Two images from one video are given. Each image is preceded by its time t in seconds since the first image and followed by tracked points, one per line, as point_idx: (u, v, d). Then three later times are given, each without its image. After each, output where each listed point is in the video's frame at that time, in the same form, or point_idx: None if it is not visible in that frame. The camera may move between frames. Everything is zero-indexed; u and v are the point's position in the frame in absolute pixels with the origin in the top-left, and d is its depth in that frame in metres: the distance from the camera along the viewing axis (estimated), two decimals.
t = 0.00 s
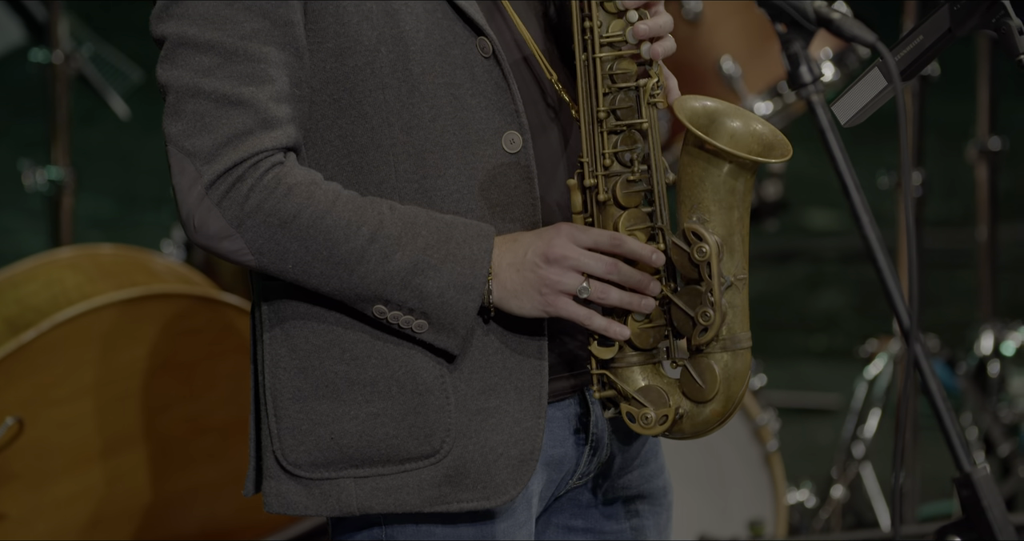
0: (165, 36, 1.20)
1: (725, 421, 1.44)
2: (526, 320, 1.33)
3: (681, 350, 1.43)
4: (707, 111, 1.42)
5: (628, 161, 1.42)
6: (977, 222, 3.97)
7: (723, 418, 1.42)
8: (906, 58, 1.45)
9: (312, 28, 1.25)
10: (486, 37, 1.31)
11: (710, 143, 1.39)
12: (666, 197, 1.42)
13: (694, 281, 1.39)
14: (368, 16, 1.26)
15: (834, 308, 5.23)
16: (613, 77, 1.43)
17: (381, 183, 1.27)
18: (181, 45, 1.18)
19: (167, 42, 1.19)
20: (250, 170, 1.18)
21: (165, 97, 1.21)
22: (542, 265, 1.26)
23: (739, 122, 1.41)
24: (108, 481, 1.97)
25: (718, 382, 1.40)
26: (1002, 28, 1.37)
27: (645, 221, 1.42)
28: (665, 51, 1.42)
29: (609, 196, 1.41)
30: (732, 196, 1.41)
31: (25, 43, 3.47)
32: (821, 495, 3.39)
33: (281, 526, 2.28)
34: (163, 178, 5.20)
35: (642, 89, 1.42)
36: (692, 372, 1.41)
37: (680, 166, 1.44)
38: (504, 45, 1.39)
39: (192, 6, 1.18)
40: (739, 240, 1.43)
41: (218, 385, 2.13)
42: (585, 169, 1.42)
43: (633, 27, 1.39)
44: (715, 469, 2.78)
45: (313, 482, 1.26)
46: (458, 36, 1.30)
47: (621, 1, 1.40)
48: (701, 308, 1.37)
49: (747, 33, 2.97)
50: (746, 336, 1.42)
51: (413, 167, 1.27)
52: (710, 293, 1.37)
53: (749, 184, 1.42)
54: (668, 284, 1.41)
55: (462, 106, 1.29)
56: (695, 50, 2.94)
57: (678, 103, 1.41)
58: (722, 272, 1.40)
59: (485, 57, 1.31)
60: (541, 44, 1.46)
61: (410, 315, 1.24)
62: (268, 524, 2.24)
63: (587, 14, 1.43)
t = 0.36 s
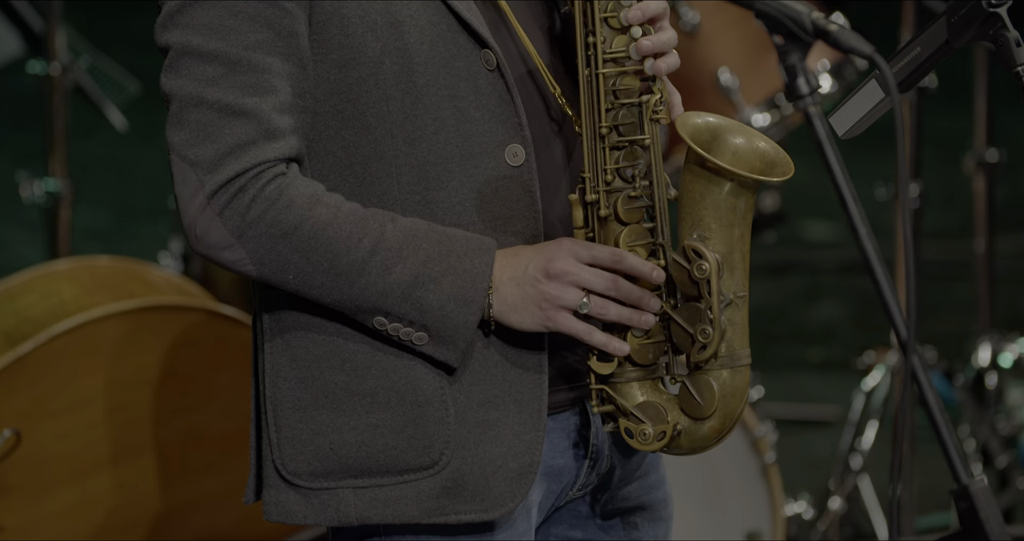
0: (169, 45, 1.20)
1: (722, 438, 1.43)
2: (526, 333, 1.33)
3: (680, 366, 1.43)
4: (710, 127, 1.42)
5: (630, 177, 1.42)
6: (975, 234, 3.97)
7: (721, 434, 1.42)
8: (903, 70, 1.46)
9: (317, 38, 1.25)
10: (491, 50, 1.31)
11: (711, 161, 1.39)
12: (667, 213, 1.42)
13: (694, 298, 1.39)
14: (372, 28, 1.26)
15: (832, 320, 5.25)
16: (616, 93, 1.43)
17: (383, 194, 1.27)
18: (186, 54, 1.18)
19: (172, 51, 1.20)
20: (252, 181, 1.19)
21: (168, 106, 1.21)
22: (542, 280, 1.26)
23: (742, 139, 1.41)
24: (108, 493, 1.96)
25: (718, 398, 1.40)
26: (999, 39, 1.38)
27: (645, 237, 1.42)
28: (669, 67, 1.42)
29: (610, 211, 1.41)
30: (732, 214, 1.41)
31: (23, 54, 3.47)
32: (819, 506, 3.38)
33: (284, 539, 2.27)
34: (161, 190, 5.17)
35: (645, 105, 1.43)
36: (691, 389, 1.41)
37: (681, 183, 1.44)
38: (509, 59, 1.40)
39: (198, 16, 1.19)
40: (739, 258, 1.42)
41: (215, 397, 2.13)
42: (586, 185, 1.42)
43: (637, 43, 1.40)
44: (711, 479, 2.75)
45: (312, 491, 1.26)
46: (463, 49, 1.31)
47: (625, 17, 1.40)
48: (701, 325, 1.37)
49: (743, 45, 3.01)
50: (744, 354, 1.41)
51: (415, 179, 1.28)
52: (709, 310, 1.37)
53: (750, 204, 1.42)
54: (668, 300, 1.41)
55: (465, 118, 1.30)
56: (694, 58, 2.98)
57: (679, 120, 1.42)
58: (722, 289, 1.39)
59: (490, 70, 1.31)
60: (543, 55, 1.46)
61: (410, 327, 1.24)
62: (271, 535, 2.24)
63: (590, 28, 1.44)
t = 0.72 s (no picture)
0: (171, 56, 1.20)
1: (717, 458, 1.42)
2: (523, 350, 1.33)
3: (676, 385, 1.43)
4: (709, 146, 1.44)
5: (628, 196, 1.42)
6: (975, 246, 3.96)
7: (716, 455, 1.41)
8: (901, 81, 1.46)
9: (319, 51, 1.25)
10: (494, 64, 1.31)
11: (710, 183, 1.39)
12: (665, 232, 1.43)
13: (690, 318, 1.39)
14: (375, 42, 1.26)
15: (829, 331, 5.16)
16: (616, 112, 1.43)
17: (384, 208, 1.28)
18: (188, 66, 1.18)
19: (174, 62, 1.20)
20: (252, 194, 1.19)
21: (169, 117, 1.21)
22: (541, 297, 1.26)
23: (742, 158, 1.42)
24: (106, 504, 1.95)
25: (713, 418, 1.39)
26: (997, 51, 1.39)
27: (643, 255, 1.42)
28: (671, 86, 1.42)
29: (609, 230, 1.42)
30: (730, 235, 1.41)
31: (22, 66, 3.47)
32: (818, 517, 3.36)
33: None
34: (161, 203, 5.15)
35: (645, 124, 1.43)
36: (686, 409, 1.40)
37: (680, 203, 1.44)
38: (512, 74, 1.40)
39: (201, 27, 1.19)
40: (737, 278, 1.42)
41: (217, 408, 2.09)
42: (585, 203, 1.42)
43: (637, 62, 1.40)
44: (709, 490, 2.74)
45: (311, 503, 1.26)
46: (465, 63, 1.30)
47: (625, 35, 1.41)
48: (697, 345, 1.37)
49: (743, 55, 3.03)
50: (740, 375, 1.41)
51: (416, 193, 1.28)
52: (705, 331, 1.37)
53: (747, 227, 1.43)
54: (664, 320, 1.41)
55: (466, 133, 1.30)
56: (695, 70, 3.00)
57: (679, 138, 1.43)
58: (718, 310, 1.39)
59: (492, 84, 1.31)
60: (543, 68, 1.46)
61: (408, 341, 1.24)
62: None
63: (592, 47, 1.44)
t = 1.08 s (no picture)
0: (170, 68, 1.21)
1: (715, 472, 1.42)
2: (520, 363, 1.33)
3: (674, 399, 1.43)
4: (708, 160, 1.44)
5: (627, 209, 1.42)
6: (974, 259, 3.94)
7: (712, 469, 1.41)
8: (900, 94, 1.47)
9: (317, 64, 1.26)
10: (491, 79, 1.32)
11: (708, 197, 1.40)
12: (663, 246, 1.43)
13: (688, 332, 1.40)
14: (373, 55, 1.26)
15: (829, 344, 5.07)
16: (614, 125, 1.43)
17: (381, 221, 1.28)
18: (186, 78, 1.19)
19: (172, 74, 1.20)
20: (250, 207, 1.19)
21: (168, 129, 1.22)
22: (539, 311, 1.26)
23: (740, 173, 1.42)
24: (104, 516, 1.95)
25: (711, 433, 1.38)
26: (997, 64, 1.40)
27: (641, 269, 1.42)
28: (669, 100, 1.43)
29: (607, 243, 1.41)
30: (728, 249, 1.42)
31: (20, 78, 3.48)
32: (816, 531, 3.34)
33: None
34: (159, 216, 5.12)
35: (643, 138, 1.43)
36: (684, 423, 1.40)
37: (678, 217, 1.45)
38: (510, 88, 1.41)
39: (199, 40, 1.19)
40: (735, 293, 1.42)
41: (215, 421, 2.10)
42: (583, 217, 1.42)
43: (637, 76, 1.41)
44: (708, 503, 2.73)
45: (306, 517, 1.25)
46: (463, 77, 1.31)
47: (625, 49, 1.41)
48: (694, 360, 1.37)
49: (742, 67, 3.04)
50: (738, 389, 1.41)
51: (413, 207, 1.28)
52: (703, 345, 1.37)
53: (746, 241, 1.43)
54: (662, 334, 1.41)
55: (463, 147, 1.31)
56: (693, 83, 3.02)
57: (678, 152, 1.44)
58: (716, 324, 1.39)
59: (489, 98, 1.32)
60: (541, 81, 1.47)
61: (406, 355, 1.24)
62: None
63: (590, 61, 1.44)
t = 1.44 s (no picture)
0: (164, 83, 1.21)
1: (704, 492, 1.43)
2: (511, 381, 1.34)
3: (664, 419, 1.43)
4: (701, 180, 1.45)
5: (620, 229, 1.42)
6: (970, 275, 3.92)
7: (702, 489, 1.41)
8: (896, 110, 1.47)
9: (312, 81, 1.26)
10: (484, 96, 1.32)
11: (702, 217, 1.40)
12: (656, 266, 1.43)
13: (680, 353, 1.40)
14: (367, 71, 1.27)
15: (823, 362, 4.93)
16: (608, 145, 1.43)
17: (373, 238, 1.29)
18: (180, 94, 1.19)
19: (166, 89, 1.21)
20: (243, 224, 1.19)
21: (161, 145, 1.22)
22: (531, 329, 1.27)
23: (734, 195, 1.43)
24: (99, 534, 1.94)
25: (702, 453, 1.39)
26: (992, 79, 1.40)
27: (633, 289, 1.42)
28: (662, 119, 1.44)
29: (600, 263, 1.41)
30: (720, 269, 1.42)
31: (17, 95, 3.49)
32: None
33: None
34: (154, 233, 5.08)
35: (637, 158, 1.43)
36: (674, 443, 1.40)
37: (670, 237, 1.45)
38: (503, 107, 1.42)
39: (193, 56, 1.20)
40: (727, 313, 1.42)
41: (210, 437, 2.09)
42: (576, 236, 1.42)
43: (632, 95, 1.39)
44: (705, 520, 2.71)
45: (294, 533, 1.25)
46: (456, 94, 1.32)
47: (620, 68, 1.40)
48: (686, 380, 1.37)
49: (738, 83, 3.04)
50: (728, 409, 1.41)
51: (405, 224, 1.29)
52: (695, 366, 1.37)
53: (738, 262, 1.43)
54: (654, 354, 1.41)
55: (456, 164, 1.31)
56: (689, 100, 3.03)
57: (672, 172, 1.45)
58: (708, 344, 1.39)
59: (482, 115, 1.33)
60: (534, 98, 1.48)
61: (397, 373, 1.25)
62: None
63: (585, 80, 1.43)
